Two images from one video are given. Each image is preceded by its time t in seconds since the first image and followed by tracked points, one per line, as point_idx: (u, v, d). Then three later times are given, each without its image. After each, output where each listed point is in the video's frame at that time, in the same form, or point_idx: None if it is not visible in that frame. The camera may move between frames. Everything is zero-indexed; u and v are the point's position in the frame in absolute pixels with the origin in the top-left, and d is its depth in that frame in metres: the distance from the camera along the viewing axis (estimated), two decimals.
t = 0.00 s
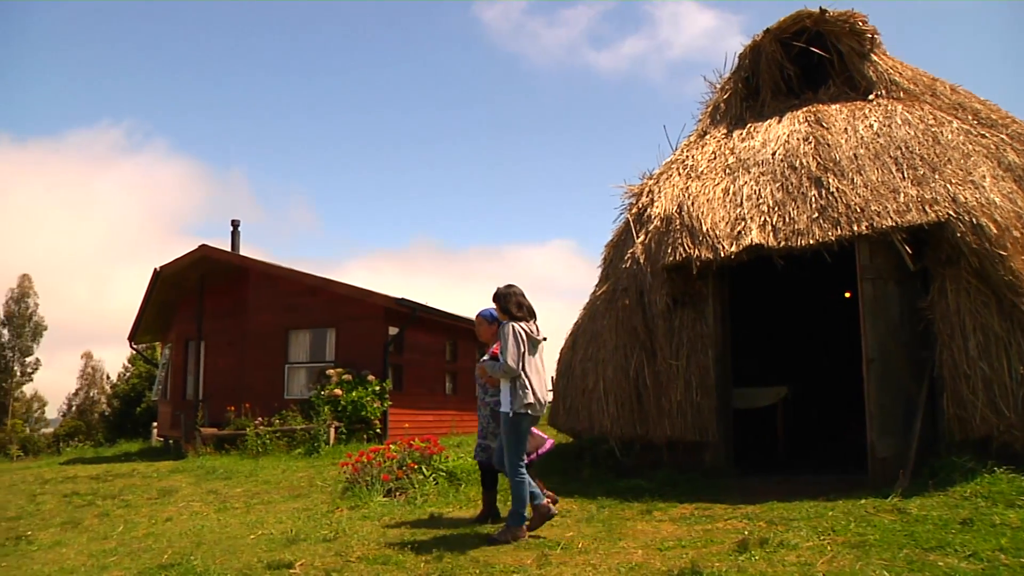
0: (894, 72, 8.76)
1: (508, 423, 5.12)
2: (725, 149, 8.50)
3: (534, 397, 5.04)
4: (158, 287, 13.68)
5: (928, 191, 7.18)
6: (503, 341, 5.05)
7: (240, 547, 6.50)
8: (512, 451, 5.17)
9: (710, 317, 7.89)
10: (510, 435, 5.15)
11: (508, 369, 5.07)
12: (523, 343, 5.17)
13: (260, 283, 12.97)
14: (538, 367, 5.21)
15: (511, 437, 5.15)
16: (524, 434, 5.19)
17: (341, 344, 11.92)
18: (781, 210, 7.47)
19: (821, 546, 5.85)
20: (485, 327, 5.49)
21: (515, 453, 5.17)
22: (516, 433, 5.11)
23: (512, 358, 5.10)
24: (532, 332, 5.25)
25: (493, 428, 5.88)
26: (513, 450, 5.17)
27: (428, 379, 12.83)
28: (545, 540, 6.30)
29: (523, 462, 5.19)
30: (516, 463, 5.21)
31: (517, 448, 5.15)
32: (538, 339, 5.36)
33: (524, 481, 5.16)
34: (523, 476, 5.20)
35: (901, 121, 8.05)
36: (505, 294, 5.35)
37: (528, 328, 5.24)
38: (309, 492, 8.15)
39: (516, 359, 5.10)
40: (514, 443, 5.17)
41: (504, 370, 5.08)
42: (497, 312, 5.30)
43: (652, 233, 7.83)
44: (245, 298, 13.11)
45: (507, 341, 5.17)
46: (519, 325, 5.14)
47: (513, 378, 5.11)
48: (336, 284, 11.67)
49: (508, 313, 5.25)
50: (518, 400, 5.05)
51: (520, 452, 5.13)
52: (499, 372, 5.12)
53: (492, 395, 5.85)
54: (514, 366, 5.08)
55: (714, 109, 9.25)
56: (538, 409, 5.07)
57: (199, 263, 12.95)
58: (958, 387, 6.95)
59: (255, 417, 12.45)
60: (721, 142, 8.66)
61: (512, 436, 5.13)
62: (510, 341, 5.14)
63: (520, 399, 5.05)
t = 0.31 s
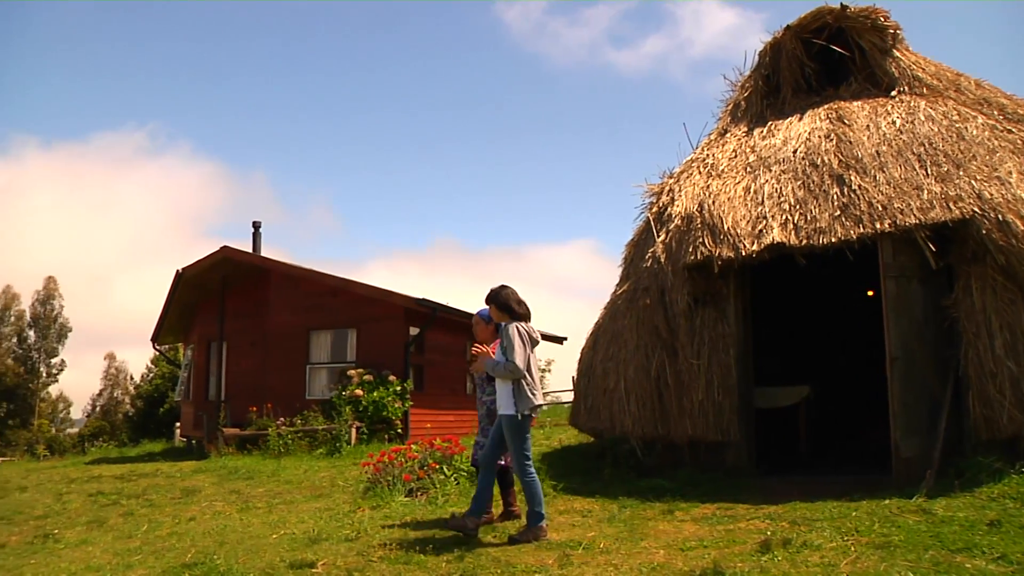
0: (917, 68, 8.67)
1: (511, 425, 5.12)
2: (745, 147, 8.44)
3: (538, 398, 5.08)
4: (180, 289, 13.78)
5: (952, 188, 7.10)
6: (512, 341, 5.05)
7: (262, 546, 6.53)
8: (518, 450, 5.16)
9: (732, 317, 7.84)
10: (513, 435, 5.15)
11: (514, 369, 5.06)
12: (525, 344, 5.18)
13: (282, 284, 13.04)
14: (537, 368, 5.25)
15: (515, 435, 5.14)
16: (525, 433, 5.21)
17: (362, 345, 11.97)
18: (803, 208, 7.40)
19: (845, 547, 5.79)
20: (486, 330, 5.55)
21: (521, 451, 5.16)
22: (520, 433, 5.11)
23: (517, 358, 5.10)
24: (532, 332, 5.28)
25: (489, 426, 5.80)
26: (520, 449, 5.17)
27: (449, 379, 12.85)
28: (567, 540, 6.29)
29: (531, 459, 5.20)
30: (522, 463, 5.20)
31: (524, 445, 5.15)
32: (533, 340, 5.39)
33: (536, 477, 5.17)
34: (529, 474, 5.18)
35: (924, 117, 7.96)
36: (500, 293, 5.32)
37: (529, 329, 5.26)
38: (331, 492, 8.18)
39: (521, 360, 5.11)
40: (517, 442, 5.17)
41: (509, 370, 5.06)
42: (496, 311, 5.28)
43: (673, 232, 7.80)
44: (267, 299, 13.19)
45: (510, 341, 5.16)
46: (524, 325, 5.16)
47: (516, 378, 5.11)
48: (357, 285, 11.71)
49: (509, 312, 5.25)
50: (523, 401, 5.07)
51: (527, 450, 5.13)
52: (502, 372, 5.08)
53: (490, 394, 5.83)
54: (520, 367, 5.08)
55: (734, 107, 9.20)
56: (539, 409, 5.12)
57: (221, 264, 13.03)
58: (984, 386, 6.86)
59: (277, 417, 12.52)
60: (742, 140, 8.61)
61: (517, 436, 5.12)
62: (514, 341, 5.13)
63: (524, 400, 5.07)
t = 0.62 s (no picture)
0: (940, 64, 8.59)
1: (498, 426, 5.10)
2: (766, 146, 8.40)
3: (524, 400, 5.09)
4: (202, 290, 13.87)
5: (976, 185, 7.03)
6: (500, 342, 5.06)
7: (284, 546, 6.55)
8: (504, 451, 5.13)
9: (753, 316, 7.79)
10: (501, 436, 5.12)
11: (501, 371, 5.07)
12: (513, 346, 5.19)
13: (302, 285, 13.10)
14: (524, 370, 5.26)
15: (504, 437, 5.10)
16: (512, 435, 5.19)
17: (382, 346, 12.01)
18: (824, 206, 7.34)
19: (868, 548, 5.74)
20: (480, 328, 5.42)
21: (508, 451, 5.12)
22: (507, 433, 5.09)
23: (505, 360, 5.10)
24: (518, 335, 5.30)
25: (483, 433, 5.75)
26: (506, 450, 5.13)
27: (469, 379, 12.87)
28: (588, 540, 6.28)
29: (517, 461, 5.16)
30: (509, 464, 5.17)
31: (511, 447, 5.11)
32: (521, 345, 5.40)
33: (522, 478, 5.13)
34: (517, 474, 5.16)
35: (947, 114, 7.88)
36: (487, 296, 5.33)
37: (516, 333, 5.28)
38: (352, 492, 8.20)
39: (508, 363, 5.12)
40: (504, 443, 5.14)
41: (497, 372, 5.07)
42: (483, 314, 5.29)
43: (693, 231, 7.77)
44: (287, 300, 13.26)
45: (498, 343, 5.17)
46: (511, 328, 5.17)
47: (503, 381, 5.12)
48: (376, 286, 11.75)
49: (497, 316, 5.26)
50: (510, 403, 5.07)
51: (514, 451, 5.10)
52: (490, 375, 5.07)
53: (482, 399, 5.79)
54: (508, 369, 5.09)
55: (754, 105, 9.14)
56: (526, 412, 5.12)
57: (241, 266, 13.11)
58: (1010, 386, 6.80)
59: (298, 417, 12.59)
60: (763, 138, 8.56)
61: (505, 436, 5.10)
62: (502, 342, 5.14)
63: (511, 402, 5.08)
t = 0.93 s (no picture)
0: (959, 62, 8.53)
1: (473, 426, 5.14)
2: (783, 145, 8.36)
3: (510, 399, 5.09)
4: (220, 291, 13.94)
5: (995, 183, 6.98)
6: (489, 342, 5.06)
7: (302, 545, 6.57)
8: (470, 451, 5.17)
9: (771, 315, 7.75)
10: (472, 437, 5.15)
11: (489, 371, 5.07)
12: (500, 345, 5.20)
13: (318, 285, 13.15)
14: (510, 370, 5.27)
15: (473, 439, 5.13)
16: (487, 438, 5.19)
17: (399, 346, 12.04)
18: (842, 205, 7.30)
19: (887, 549, 5.70)
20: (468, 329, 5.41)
21: (472, 454, 5.16)
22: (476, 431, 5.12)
23: (493, 360, 5.10)
24: (505, 335, 5.31)
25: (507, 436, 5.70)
26: (470, 452, 5.16)
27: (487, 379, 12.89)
28: (605, 541, 6.28)
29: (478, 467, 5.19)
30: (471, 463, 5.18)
31: (474, 451, 5.15)
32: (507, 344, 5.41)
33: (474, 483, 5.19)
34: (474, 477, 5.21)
35: (967, 111, 7.83)
36: (474, 297, 5.33)
37: (503, 332, 5.29)
38: (369, 492, 8.22)
39: (497, 362, 5.13)
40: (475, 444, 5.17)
41: (486, 372, 5.08)
42: (470, 315, 5.28)
43: (711, 230, 7.74)
44: (305, 301, 13.31)
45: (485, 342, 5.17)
46: (499, 327, 5.18)
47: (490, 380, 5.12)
48: (393, 286, 11.77)
49: (484, 316, 5.26)
50: (497, 402, 5.07)
51: (472, 455, 5.14)
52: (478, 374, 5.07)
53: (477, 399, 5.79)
54: (496, 369, 5.10)
55: (771, 104, 9.10)
56: (512, 411, 5.13)
57: (259, 267, 13.16)
58: None
59: (316, 418, 12.63)
60: (780, 137, 8.52)
61: (474, 438, 5.13)
62: (489, 342, 5.14)
63: (498, 401, 5.08)
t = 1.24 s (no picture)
0: (973, 59, 8.46)
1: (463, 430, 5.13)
2: (795, 143, 8.33)
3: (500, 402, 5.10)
4: (233, 292, 13.98)
5: (1011, 181, 6.93)
6: (471, 347, 5.06)
7: (315, 545, 6.59)
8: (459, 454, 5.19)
9: (785, 315, 7.72)
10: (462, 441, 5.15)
11: (475, 375, 5.08)
12: (486, 349, 5.19)
13: (331, 286, 13.18)
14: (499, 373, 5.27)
15: (462, 446, 5.14)
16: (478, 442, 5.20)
17: (412, 347, 12.06)
18: (855, 204, 7.26)
19: (902, 549, 5.67)
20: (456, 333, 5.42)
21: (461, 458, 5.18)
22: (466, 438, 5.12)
23: (478, 364, 5.11)
24: (492, 337, 5.31)
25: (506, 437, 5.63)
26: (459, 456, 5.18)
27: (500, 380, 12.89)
28: (618, 541, 6.28)
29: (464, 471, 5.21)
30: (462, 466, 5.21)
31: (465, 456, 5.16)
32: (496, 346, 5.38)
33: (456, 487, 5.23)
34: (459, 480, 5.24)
35: (981, 109, 7.77)
36: (459, 301, 5.34)
37: (489, 335, 5.27)
38: (382, 492, 8.23)
39: (481, 367, 5.13)
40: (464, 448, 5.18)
41: (470, 377, 5.08)
42: (455, 319, 5.29)
43: (723, 230, 7.72)
44: (317, 301, 13.35)
45: (469, 347, 5.17)
46: (482, 331, 5.17)
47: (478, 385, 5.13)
48: (406, 287, 11.79)
49: (468, 319, 5.25)
50: (486, 406, 5.08)
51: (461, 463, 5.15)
52: (463, 380, 5.08)
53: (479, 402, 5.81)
54: (480, 373, 5.10)
55: (784, 102, 9.07)
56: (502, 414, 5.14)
57: (271, 267, 13.20)
58: None
59: (328, 418, 12.65)
60: (792, 136, 8.49)
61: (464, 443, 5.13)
62: (473, 346, 5.15)
63: (486, 405, 5.10)
